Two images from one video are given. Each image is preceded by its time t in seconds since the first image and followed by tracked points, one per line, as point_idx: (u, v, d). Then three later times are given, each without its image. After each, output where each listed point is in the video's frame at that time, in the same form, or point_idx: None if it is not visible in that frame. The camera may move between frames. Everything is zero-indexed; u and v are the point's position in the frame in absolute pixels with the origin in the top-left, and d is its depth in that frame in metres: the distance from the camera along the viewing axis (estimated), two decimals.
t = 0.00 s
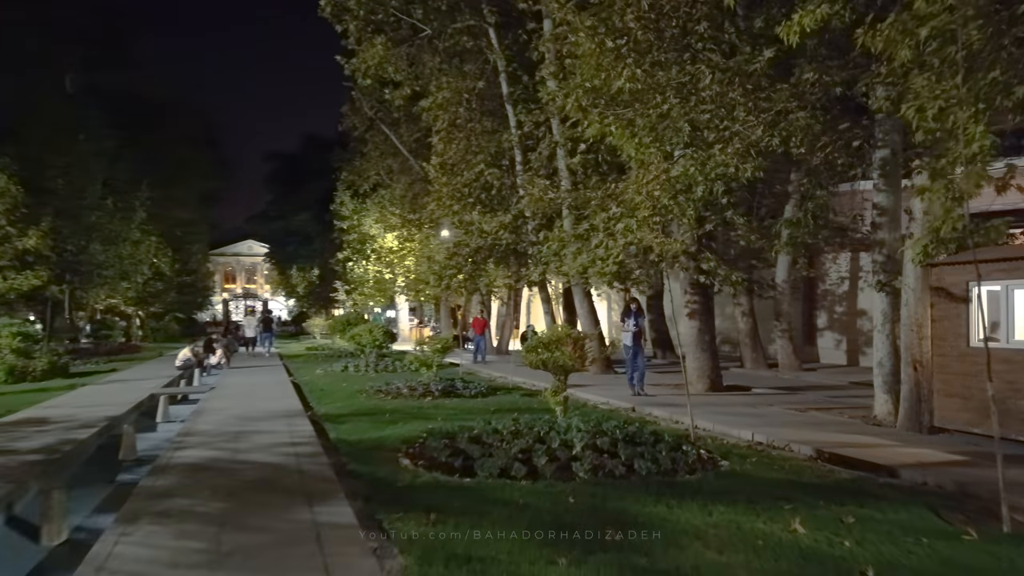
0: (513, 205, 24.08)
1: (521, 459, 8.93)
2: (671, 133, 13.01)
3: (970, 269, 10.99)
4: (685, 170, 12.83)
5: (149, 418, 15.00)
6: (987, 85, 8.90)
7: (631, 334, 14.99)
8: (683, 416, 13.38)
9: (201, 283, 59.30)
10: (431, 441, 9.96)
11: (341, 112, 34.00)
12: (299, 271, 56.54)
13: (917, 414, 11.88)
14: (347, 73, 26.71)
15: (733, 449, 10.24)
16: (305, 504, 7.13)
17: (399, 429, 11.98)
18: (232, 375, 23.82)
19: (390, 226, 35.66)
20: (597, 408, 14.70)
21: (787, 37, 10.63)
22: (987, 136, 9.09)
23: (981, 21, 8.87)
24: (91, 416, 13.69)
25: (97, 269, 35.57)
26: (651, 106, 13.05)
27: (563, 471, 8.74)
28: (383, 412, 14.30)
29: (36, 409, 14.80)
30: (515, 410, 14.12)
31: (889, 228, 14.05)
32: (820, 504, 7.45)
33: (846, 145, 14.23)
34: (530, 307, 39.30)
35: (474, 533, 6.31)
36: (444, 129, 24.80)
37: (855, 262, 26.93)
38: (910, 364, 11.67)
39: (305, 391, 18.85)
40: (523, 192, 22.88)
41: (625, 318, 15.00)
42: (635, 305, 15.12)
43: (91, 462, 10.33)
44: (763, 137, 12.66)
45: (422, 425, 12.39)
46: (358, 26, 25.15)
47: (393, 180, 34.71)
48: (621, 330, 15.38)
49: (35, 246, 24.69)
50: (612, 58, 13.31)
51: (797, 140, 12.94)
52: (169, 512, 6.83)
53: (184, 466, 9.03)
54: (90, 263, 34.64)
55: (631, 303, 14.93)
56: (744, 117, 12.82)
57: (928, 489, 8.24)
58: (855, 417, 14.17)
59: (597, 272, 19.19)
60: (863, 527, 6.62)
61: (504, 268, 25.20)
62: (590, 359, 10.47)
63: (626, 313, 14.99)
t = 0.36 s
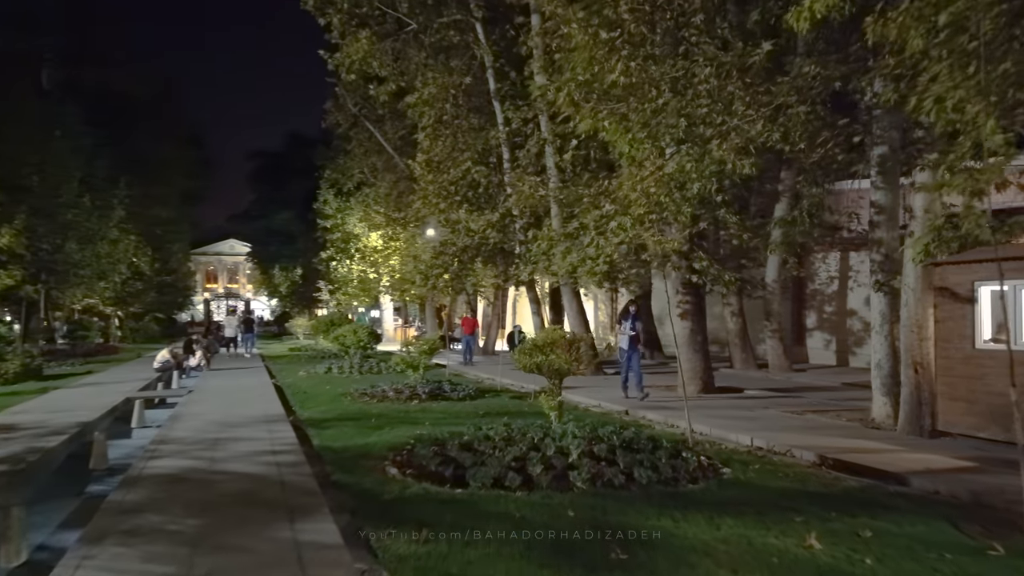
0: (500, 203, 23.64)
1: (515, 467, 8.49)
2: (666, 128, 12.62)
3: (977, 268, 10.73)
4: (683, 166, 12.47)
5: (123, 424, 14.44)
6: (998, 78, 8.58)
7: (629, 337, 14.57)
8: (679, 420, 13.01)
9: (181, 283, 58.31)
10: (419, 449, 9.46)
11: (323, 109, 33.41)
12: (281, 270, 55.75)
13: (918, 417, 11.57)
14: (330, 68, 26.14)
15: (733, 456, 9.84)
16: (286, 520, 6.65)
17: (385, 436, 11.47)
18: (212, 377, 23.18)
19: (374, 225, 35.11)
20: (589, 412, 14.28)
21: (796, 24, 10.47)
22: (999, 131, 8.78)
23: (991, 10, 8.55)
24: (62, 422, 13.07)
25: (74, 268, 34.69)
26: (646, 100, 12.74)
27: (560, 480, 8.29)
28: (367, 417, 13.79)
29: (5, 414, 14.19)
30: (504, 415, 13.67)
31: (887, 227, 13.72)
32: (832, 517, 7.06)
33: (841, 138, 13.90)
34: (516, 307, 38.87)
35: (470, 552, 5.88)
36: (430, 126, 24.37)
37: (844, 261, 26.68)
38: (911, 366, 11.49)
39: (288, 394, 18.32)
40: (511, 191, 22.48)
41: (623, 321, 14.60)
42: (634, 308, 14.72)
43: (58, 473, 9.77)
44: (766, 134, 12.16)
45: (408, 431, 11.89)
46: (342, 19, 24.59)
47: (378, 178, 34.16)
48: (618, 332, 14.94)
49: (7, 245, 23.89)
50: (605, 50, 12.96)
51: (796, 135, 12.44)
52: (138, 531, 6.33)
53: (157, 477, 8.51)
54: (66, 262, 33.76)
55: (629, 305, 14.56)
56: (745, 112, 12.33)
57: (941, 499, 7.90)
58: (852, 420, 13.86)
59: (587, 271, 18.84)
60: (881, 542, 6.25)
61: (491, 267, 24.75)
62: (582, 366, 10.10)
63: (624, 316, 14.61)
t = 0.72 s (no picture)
0: (489, 201, 23.18)
1: (511, 476, 8.04)
2: (665, 122, 12.22)
3: (984, 266, 10.50)
4: (681, 161, 12.06)
5: (97, 428, 13.86)
6: (1015, 69, 8.24)
7: (631, 336, 14.19)
8: (675, 424, 12.64)
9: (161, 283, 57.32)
10: (409, 456, 9.00)
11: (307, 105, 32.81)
12: (264, 270, 54.91)
13: (921, 420, 11.27)
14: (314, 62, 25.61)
15: (736, 462, 9.45)
16: (267, 538, 6.18)
17: (372, 442, 10.98)
18: (192, 379, 22.54)
19: (359, 224, 34.57)
20: (582, 414, 13.87)
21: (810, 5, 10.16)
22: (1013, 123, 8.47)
23: None
24: (32, 427, 12.47)
25: (50, 267, 33.81)
26: (643, 93, 12.35)
27: (560, 490, 7.87)
28: (353, 421, 13.29)
29: None
30: (496, 418, 13.23)
31: (888, 225, 13.37)
32: (848, 530, 6.68)
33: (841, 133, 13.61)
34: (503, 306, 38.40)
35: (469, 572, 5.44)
36: (417, 121, 23.96)
37: (835, 261, 26.46)
38: (915, 367, 11.16)
39: (270, 397, 17.75)
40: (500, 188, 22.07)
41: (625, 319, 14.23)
42: (636, 307, 14.35)
43: (24, 484, 9.22)
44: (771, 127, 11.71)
45: (397, 436, 11.41)
46: (326, 11, 24.06)
47: (363, 176, 33.59)
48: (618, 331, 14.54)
49: None
50: (601, 41, 12.54)
51: (798, 129, 12.04)
52: (104, 552, 5.84)
53: (128, 489, 8.00)
54: (42, 261, 32.89)
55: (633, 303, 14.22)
56: (749, 106, 11.88)
57: (958, 507, 7.56)
58: (851, 422, 13.55)
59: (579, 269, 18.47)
60: (906, 558, 5.88)
61: (481, 266, 24.28)
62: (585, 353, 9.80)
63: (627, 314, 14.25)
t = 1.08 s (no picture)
0: (472, 198, 22.74)
1: (506, 482, 7.65)
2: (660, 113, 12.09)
3: (988, 263, 10.28)
4: (677, 154, 11.70)
5: (65, 433, 13.24)
6: None
7: (630, 334, 13.76)
8: (668, 425, 12.29)
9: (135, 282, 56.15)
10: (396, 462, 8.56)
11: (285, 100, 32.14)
12: (241, 269, 53.98)
13: (920, 420, 11.02)
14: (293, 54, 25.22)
15: (737, 467, 9.08)
16: (246, 555, 5.73)
17: (356, 446, 10.49)
18: (166, 381, 21.85)
19: (338, 222, 34.00)
20: (571, 416, 13.46)
21: None
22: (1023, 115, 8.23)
23: None
24: None
25: (19, 266, 32.81)
26: (637, 85, 11.98)
27: (558, 497, 7.50)
28: (335, 424, 12.78)
29: None
30: (484, 422, 12.78)
31: (883, 221, 13.04)
32: (866, 542, 6.31)
33: (835, 128, 13.33)
34: (485, 306, 37.92)
35: None
36: (399, 116, 23.48)
37: (820, 260, 26.30)
38: (913, 367, 10.90)
39: (248, 399, 17.14)
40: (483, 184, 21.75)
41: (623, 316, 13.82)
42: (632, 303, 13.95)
43: None
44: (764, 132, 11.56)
45: (382, 440, 10.94)
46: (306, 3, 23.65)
47: (342, 173, 32.98)
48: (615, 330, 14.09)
49: None
50: (592, 30, 12.09)
51: (796, 122, 11.80)
52: (67, 570, 5.36)
53: (95, 500, 7.49)
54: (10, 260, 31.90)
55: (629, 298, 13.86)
56: (745, 95, 11.72)
57: (972, 513, 7.28)
58: (845, 423, 13.28)
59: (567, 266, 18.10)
60: (930, 569, 5.57)
61: (466, 263, 23.77)
62: (579, 351, 9.41)
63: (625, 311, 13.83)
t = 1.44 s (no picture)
0: (462, 196, 22.28)
1: (507, 495, 7.22)
2: (662, 106, 11.72)
3: (999, 262, 9.99)
4: (679, 148, 11.31)
5: (38, 439, 12.65)
6: None
7: (634, 339, 13.36)
8: (668, 429, 11.93)
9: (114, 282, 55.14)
10: (388, 472, 8.11)
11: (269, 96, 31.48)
12: (223, 268, 53.15)
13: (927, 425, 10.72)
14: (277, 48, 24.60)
15: (745, 476, 8.69)
16: None
17: (346, 454, 10.00)
18: (146, 383, 21.21)
19: (323, 221, 33.58)
20: (567, 420, 13.04)
21: None
22: None
23: None
24: None
25: None
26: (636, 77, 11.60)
27: (562, 512, 7.11)
28: (322, 430, 12.28)
29: None
30: (478, 428, 12.32)
31: (886, 220, 12.70)
32: (893, 562, 5.94)
33: (837, 123, 12.99)
34: (473, 305, 37.44)
35: None
36: (387, 112, 22.99)
37: (812, 260, 26.04)
38: (919, 370, 11.23)
39: (231, 402, 16.58)
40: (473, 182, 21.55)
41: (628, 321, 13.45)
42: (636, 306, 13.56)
43: None
44: (765, 130, 11.15)
45: (372, 447, 10.45)
46: None
47: (328, 171, 32.40)
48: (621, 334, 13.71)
49: None
50: (591, 18, 11.73)
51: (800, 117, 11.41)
52: None
53: (67, 516, 6.98)
54: None
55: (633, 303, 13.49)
56: (750, 87, 11.24)
57: (997, 526, 6.96)
58: (848, 426, 12.96)
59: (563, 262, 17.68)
60: None
61: (458, 263, 23.22)
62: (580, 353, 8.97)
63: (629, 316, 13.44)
